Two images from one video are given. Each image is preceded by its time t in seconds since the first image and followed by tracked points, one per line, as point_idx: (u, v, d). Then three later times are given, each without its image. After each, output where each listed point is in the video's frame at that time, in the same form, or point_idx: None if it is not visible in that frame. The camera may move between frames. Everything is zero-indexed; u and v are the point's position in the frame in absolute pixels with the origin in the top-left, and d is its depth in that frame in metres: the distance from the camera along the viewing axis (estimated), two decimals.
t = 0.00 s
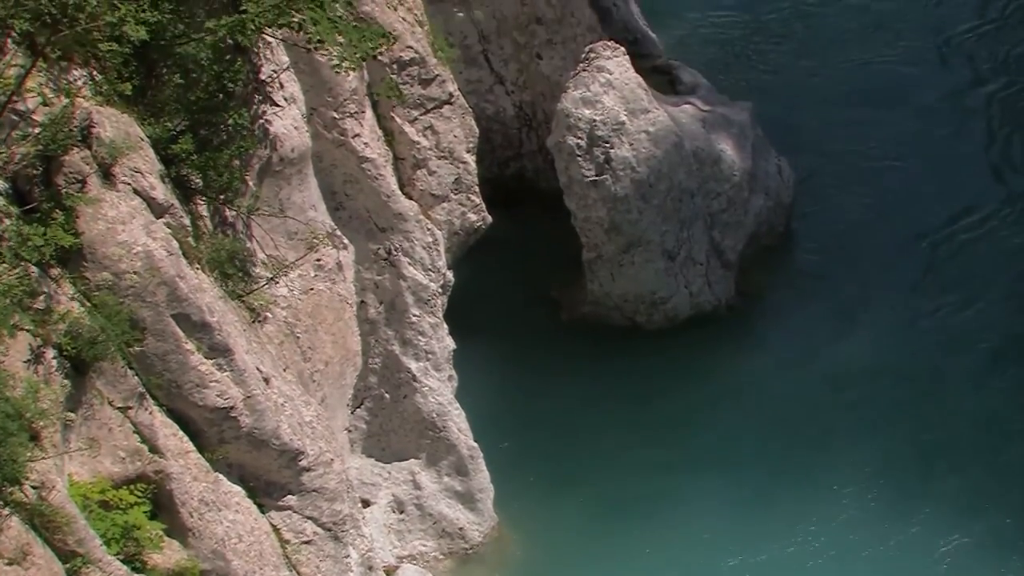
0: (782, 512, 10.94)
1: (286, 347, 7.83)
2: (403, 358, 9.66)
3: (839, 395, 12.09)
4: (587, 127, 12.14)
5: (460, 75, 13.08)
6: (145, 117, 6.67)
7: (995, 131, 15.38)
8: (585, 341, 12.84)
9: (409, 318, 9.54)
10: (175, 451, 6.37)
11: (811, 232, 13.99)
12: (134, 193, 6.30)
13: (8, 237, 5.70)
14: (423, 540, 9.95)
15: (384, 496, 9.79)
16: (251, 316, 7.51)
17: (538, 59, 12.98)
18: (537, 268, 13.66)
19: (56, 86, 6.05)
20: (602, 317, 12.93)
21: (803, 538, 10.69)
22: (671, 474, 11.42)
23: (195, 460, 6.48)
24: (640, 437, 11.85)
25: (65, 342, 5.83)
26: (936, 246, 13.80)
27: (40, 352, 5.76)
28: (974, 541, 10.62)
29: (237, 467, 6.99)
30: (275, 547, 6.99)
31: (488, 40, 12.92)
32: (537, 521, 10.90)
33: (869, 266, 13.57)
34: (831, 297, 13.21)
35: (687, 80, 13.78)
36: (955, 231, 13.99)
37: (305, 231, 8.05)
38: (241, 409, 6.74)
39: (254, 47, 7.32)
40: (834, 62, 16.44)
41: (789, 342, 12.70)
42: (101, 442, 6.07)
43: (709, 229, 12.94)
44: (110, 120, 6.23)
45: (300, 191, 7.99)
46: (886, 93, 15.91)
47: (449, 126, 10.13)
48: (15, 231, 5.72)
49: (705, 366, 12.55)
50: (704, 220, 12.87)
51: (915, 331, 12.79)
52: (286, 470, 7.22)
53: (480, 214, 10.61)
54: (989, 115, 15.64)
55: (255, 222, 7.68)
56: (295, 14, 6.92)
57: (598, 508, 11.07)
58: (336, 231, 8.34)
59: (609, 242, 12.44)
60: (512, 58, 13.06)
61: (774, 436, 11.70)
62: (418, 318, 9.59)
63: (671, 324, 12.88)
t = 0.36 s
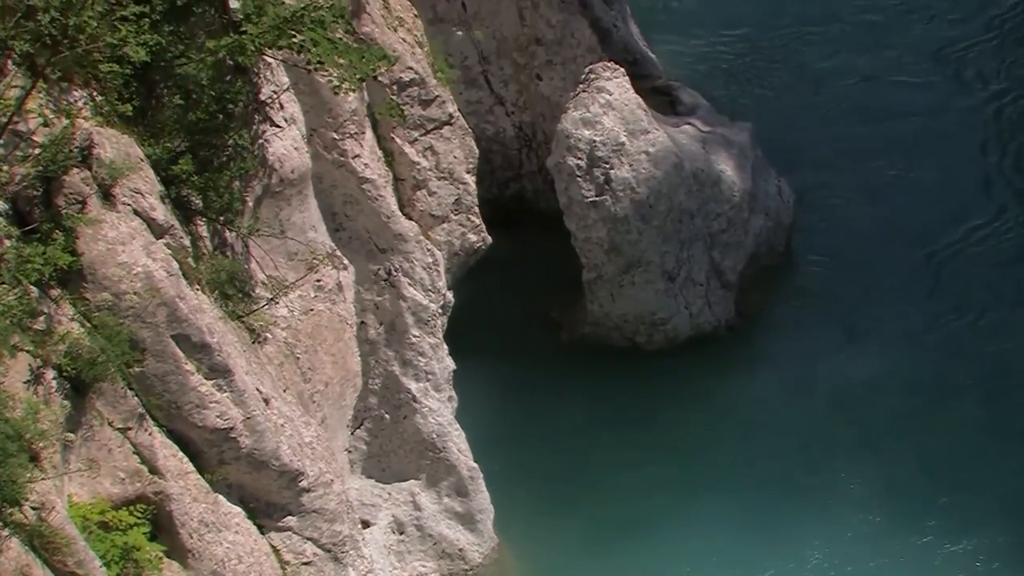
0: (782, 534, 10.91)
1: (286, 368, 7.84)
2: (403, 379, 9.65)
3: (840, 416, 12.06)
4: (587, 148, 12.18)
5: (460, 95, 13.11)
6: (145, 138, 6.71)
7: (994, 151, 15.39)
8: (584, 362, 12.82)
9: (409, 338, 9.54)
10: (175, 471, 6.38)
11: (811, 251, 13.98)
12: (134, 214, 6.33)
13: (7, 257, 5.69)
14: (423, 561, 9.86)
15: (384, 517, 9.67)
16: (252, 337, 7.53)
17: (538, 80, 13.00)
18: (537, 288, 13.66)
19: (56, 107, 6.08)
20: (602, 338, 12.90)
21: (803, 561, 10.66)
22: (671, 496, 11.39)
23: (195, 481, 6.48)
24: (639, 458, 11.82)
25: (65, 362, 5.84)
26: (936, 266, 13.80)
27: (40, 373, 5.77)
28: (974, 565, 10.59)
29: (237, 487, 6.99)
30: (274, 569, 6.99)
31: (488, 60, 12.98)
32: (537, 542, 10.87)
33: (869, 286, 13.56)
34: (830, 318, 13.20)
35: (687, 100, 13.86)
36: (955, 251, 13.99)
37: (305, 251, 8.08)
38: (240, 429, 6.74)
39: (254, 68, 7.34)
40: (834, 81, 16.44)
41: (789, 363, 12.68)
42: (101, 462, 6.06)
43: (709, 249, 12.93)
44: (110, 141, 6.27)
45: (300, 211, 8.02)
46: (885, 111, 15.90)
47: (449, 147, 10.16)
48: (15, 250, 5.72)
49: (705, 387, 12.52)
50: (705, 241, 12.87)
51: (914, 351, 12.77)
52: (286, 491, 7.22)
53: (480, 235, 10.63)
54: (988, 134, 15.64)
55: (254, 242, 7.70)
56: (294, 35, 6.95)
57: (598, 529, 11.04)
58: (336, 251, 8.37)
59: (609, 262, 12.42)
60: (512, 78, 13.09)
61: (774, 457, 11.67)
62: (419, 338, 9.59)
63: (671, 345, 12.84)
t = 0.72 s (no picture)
0: (783, 560, 10.87)
1: (285, 394, 7.84)
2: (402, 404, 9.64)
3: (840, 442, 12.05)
4: (586, 173, 12.16)
5: (460, 121, 13.03)
6: (146, 163, 6.75)
7: (994, 173, 15.39)
8: (583, 387, 12.80)
9: (409, 364, 9.54)
10: (175, 496, 6.38)
11: (811, 275, 14.00)
12: (134, 239, 6.37)
13: (7, 283, 5.72)
14: None
15: (384, 543, 9.56)
16: (252, 362, 7.53)
17: (538, 105, 13.05)
18: (536, 314, 13.64)
19: (56, 132, 6.11)
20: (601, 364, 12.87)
21: None
22: (671, 521, 11.36)
23: (194, 507, 6.48)
24: (639, 484, 11.81)
25: (64, 388, 5.85)
26: (936, 289, 13.80)
27: (39, 399, 5.79)
28: None
29: (237, 513, 6.99)
30: None
31: (488, 86, 12.99)
32: (538, 568, 10.84)
33: (869, 310, 13.56)
34: (830, 343, 13.19)
35: (687, 126, 13.98)
36: (955, 274, 13.97)
37: (305, 276, 8.10)
38: (240, 454, 6.74)
39: (254, 94, 7.41)
40: (834, 105, 16.48)
41: (789, 388, 12.68)
42: (100, 488, 6.06)
43: (709, 274, 12.94)
44: (110, 166, 6.31)
45: (300, 237, 8.04)
46: (884, 135, 15.92)
47: (449, 172, 10.22)
48: (15, 275, 5.74)
49: (705, 412, 12.51)
50: (704, 265, 12.88)
51: (913, 376, 12.77)
52: (286, 516, 7.21)
53: (479, 260, 10.67)
54: (988, 156, 15.65)
55: (254, 268, 7.72)
56: (292, 61, 6.95)
57: (598, 554, 11.02)
58: (336, 276, 8.39)
59: (609, 287, 12.38)
60: (511, 103, 13.10)
61: (775, 481, 11.68)
62: (418, 364, 9.60)
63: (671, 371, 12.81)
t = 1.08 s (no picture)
0: None
1: (284, 426, 7.84)
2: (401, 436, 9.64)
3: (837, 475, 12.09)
4: (586, 205, 12.19)
5: (460, 152, 13.06)
6: (145, 196, 6.80)
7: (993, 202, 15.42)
8: (582, 419, 12.80)
9: (409, 395, 9.54)
10: (174, 528, 6.38)
11: (811, 306, 14.00)
12: (134, 271, 6.40)
13: (7, 315, 5.74)
14: None
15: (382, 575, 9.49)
16: (251, 394, 7.54)
17: (538, 136, 13.11)
18: (534, 344, 13.60)
19: (56, 164, 6.17)
20: (599, 396, 12.85)
21: None
22: (668, 556, 11.45)
23: (194, 539, 6.47)
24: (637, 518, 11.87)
25: (64, 420, 5.84)
26: (936, 318, 13.78)
27: (38, 432, 5.79)
28: None
29: (235, 545, 6.98)
30: None
31: (488, 118, 13.03)
32: None
33: (868, 342, 13.57)
34: (829, 375, 13.19)
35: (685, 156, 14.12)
36: (955, 302, 13.96)
37: (304, 307, 8.12)
38: (239, 486, 6.74)
39: (253, 127, 7.48)
40: (835, 135, 16.51)
41: (788, 421, 12.68)
42: (99, 520, 6.06)
43: (709, 305, 12.95)
44: (110, 199, 6.34)
45: (300, 268, 8.06)
46: (883, 166, 15.97)
47: (448, 204, 10.28)
48: (15, 307, 5.76)
49: (704, 446, 12.54)
50: (704, 297, 12.89)
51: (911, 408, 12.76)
52: (285, 548, 7.21)
53: (478, 292, 10.71)
54: (988, 186, 15.67)
55: (254, 299, 7.76)
56: (293, 93, 7.02)
57: None
58: (335, 308, 8.40)
59: (608, 319, 12.39)
60: (511, 135, 13.14)
61: (773, 517, 11.72)
62: (417, 396, 9.60)
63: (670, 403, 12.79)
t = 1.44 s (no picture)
0: None
1: (285, 461, 7.84)
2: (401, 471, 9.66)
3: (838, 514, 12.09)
4: (586, 240, 12.24)
5: (460, 187, 13.07)
6: (145, 232, 6.87)
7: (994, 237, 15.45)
8: (582, 455, 12.77)
9: (408, 431, 9.57)
10: (174, 563, 6.36)
11: (813, 341, 13.99)
12: (134, 306, 6.44)
13: (7, 350, 5.79)
14: None
15: None
16: (251, 430, 7.54)
17: (538, 172, 13.19)
18: (535, 379, 13.58)
19: (57, 200, 6.24)
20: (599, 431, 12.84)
21: None
22: None
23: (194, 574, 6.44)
24: (639, 559, 11.85)
25: (64, 456, 5.87)
26: (937, 354, 13.80)
27: (39, 467, 5.82)
28: None
29: None
30: None
31: (488, 152, 13.06)
32: None
33: (870, 377, 13.56)
34: (831, 411, 13.19)
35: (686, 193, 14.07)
36: (954, 340, 14.00)
37: (304, 342, 8.16)
38: (239, 521, 6.73)
39: (254, 161, 7.52)
40: (835, 170, 16.55)
41: (789, 457, 12.67)
42: (99, 555, 6.03)
43: (709, 340, 12.93)
44: (110, 234, 6.40)
45: (300, 303, 8.12)
46: (884, 200, 16.01)
47: (448, 239, 10.33)
48: (17, 343, 5.81)
49: (705, 482, 12.50)
50: (705, 331, 12.88)
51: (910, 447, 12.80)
52: None
53: (479, 326, 10.72)
54: (988, 221, 15.71)
55: (255, 334, 7.81)
56: (294, 127, 7.09)
57: None
58: (335, 342, 8.45)
59: (609, 353, 12.40)
60: (511, 170, 13.23)
61: (774, 557, 11.72)
62: (417, 431, 9.62)
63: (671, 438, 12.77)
